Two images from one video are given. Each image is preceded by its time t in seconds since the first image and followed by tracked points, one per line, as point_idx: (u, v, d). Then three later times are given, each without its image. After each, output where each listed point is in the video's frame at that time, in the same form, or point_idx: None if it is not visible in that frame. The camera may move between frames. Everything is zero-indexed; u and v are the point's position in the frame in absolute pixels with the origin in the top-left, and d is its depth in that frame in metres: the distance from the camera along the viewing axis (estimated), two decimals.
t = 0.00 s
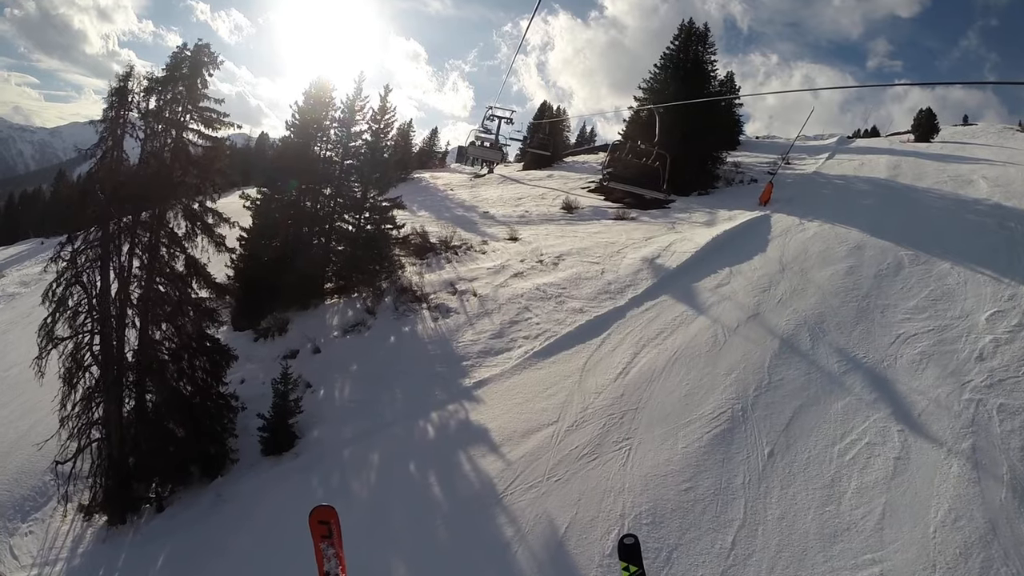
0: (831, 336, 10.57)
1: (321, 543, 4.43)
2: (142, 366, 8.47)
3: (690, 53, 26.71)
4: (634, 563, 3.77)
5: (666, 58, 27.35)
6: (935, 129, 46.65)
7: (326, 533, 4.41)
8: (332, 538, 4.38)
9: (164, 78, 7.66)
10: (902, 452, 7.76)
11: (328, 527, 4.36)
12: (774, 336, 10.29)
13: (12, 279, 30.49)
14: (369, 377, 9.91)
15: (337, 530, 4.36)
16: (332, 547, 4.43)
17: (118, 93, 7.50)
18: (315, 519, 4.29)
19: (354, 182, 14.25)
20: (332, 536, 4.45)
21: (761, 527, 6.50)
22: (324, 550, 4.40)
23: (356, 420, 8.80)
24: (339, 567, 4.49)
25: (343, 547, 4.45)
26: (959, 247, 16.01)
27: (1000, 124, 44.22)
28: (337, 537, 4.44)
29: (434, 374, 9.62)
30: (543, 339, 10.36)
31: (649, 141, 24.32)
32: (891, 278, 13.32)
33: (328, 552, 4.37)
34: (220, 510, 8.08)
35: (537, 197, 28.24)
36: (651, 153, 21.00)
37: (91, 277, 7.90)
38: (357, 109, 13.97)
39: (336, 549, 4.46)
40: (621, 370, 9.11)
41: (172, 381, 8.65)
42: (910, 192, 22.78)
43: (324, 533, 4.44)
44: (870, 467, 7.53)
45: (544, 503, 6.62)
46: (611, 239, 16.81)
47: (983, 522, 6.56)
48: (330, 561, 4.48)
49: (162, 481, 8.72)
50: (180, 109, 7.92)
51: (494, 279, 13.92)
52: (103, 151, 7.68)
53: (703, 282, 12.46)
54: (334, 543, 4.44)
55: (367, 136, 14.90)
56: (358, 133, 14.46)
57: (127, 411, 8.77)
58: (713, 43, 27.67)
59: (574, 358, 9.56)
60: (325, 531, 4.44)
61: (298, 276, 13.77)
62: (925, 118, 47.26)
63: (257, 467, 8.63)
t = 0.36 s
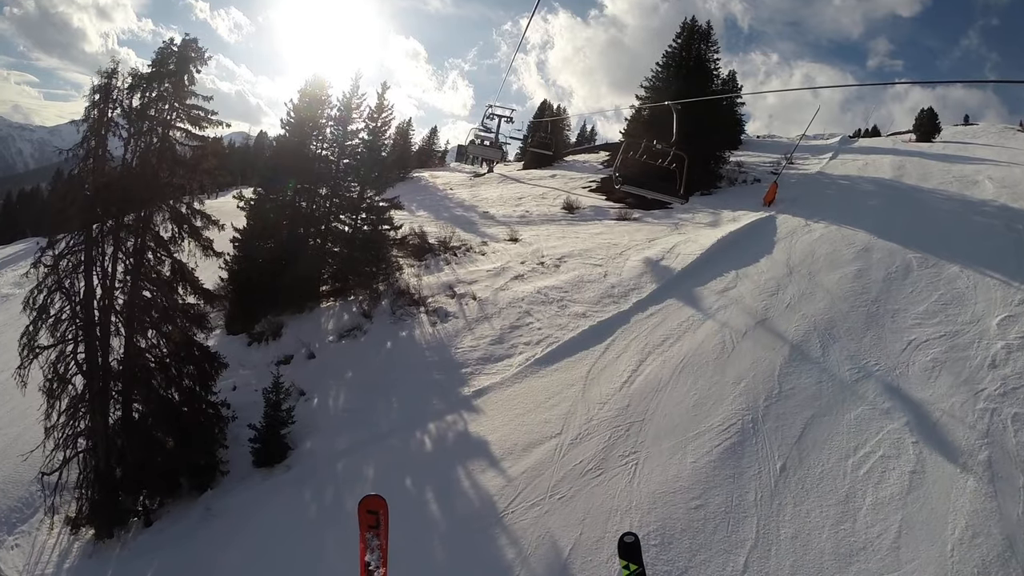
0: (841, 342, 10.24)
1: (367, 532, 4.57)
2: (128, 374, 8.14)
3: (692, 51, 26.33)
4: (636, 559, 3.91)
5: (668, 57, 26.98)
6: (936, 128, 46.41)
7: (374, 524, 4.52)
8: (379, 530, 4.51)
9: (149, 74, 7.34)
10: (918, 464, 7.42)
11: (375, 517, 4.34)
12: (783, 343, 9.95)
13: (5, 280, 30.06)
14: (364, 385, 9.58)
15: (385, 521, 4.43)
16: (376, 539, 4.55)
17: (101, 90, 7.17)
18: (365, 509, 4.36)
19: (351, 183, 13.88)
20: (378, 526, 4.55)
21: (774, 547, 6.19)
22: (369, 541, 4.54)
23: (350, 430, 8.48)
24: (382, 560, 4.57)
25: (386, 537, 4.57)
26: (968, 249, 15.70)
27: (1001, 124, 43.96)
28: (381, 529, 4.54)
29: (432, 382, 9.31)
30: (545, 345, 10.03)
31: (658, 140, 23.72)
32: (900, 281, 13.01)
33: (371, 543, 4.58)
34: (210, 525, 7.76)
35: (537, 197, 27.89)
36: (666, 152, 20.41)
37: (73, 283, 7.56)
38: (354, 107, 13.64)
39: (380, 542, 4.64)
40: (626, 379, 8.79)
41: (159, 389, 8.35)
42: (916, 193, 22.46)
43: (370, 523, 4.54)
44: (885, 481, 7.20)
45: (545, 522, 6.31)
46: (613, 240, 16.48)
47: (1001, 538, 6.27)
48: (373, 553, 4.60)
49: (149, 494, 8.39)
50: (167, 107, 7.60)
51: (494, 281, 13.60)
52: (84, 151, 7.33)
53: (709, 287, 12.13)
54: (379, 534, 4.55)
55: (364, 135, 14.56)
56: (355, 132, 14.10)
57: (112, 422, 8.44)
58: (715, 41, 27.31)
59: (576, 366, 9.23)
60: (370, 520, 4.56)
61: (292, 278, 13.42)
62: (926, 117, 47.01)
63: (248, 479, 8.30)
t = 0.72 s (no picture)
0: (852, 350, 9.88)
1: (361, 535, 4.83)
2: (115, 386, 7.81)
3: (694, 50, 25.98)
4: (636, 560, 3.81)
5: (670, 56, 26.65)
6: (939, 129, 46.09)
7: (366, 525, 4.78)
8: (372, 531, 4.78)
9: (135, 71, 7.08)
10: (934, 479, 7.08)
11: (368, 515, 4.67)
12: (793, 351, 9.62)
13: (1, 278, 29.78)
14: (359, 395, 9.26)
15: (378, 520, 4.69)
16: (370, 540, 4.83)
17: (83, 86, 6.87)
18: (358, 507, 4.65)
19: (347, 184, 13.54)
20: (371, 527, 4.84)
21: (788, 572, 5.88)
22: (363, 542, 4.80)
23: (344, 444, 8.17)
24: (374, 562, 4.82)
25: (381, 537, 4.87)
26: (978, 252, 15.36)
27: (1002, 125, 43.67)
28: (375, 528, 4.83)
29: (430, 392, 8.97)
30: (547, 353, 9.69)
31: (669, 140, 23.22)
32: (911, 285, 12.66)
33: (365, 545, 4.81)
34: (199, 543, 7.45)
35: (538, 197, 27.57)
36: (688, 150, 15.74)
37: (55, 291, 7.23)
38: (351, 107, 13.29)
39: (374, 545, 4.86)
40: (632, 390, 8.46)
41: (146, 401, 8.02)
42: (922, 194, 22.12)
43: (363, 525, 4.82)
44: (901, 498, 6.86)
45: (548, 545, 5.98)
46: (616, 242, 16.16)
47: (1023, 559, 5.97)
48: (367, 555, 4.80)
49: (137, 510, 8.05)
50: (154, 106, 7.32)
51: (494, 285, 13.27)
52: (63, 151, 6.95)
53: (715, 292, 11.81)
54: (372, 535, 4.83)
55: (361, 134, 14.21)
56: (352, 131, 13.75)
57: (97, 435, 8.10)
58: (717, 40, 26.98)
59: (579, 376, 8.90)
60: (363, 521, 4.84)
61: (287, 282, 13.08)
62: (929, 117, 46.69)
63: (238, 494, 7.97)
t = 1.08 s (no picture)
0: (864, 360, 9.54)
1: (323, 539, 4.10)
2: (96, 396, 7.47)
3: (699, 50, 25.60)
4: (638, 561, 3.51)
5: (674, 56, 26.27)
6: (941, 131, 45.85)
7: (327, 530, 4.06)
8: (333, 536, 4.03)
9: (120, 67, 6.78)
10: (950, 497, 6.76)
11: (328, 526, 3.95)
12: (803, 360, 9.29)
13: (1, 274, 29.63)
14: (355, 405, 8.95)
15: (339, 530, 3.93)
16: (334, 545, 4.10)
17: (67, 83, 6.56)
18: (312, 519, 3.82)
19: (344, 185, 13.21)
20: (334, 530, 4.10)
21: None
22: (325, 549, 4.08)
23: (338, 457, 7.88)
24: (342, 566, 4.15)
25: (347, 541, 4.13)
26: (989, 257, 15.01)
27: (1003, 126, 43.39)
28: (339, 533, 4.09)
29: (427, 402, 8.65)
30: (549, 362, 9.36)
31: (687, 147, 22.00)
32: (922, 292, 12.31)
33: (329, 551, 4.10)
34: (186, 560, 7.15)
35: (540, 198, 27.27)
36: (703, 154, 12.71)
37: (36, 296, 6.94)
38: (348, 105, 12.96)
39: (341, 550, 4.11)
40: (639, 402, 8.14)
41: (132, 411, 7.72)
42: (929, 198, 21.76)
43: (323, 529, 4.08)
44: (917, 517, 6.54)
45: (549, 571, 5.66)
46: (619, 245, 15.84)
47: None
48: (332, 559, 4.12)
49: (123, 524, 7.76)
50: (140, 104, 7.01)
51: (495, 289, 12.94)
52: (44, 150, 6.67)
53: (722, 298, 11.49)
54: (336, 539, 4.11)
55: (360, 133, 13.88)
56: (349, 130, 13.43)
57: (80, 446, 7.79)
58: (722, 40, 26.60)
59: (583, 387, 8.56)
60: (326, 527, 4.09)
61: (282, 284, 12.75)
62: (931, 120, 46.51)
63: (228, 509, 7.67)
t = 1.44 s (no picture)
0: (877, 372, 9.20)
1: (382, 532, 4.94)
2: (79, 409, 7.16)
3: (702, 52, 25.35)
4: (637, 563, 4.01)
5: (677, 57, 26.02)
6: (945, 135, 45.58)
7: (388, 523, 4.89)
8: (393, 529, 4.87)
9: (105, 65, 6.54)
10: (969, 517, 6.44)
11: (391, 516, 4.80)
12: (815, 373, 8.97)
13: None
14: (350, 418, 8.63)
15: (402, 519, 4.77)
16: (391, 539, 4.90)
17: (51, 80, 6.30)
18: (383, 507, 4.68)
19: (341, 188, 12.93)
20: (393, 525, 4.93)
21: None
22: (384, 542, 4.86)
23: (331, 473, 7.58)
24: (394, 562, 4.90)
25: (402, 537, 4.95)
26: (1000, 263, 14.70)
27: (1006, 130, 43.13)
28: (397, 528, 4.91)
29: (425, 416, 8.35)
30: (551, 373, 9.06)
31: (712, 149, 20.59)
32: (934, 299, 12.00)
33: (386, 544, 4.90)
34: None
35: (542, 201, 26.99)
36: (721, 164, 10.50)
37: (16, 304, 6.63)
38: (346, 106, 12.67)
39: (397, 543, 4.93)
40: (645, 417, 7.83)
41: (116, 423, 7.40)
42: (936, 203, 21.47)
43: (385, 523, 4.91)
44: (937, 540, 6.22)
45: None
46: (623, 250, 15.56)
47: None
48: (387, 554, 4.90)
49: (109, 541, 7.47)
50: (125, 104, 6.80)
51: (496, 296, 12.65)
52: (22, 152, 6.31)
53: (729, 306, 11.20)
54: (394, 534, 4.92)
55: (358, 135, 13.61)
56: (347, 131, 13.16)
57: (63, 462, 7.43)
58: (725, 42, 26.35)
59: (587, 400, 8.26)
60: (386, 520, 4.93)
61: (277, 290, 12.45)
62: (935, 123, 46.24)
63: (216, 527, 7.35)
